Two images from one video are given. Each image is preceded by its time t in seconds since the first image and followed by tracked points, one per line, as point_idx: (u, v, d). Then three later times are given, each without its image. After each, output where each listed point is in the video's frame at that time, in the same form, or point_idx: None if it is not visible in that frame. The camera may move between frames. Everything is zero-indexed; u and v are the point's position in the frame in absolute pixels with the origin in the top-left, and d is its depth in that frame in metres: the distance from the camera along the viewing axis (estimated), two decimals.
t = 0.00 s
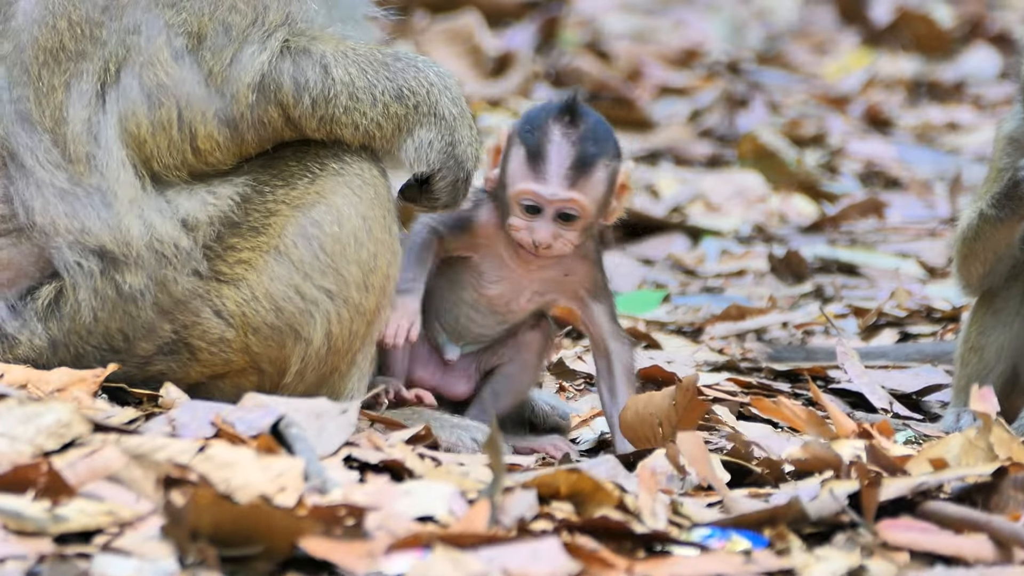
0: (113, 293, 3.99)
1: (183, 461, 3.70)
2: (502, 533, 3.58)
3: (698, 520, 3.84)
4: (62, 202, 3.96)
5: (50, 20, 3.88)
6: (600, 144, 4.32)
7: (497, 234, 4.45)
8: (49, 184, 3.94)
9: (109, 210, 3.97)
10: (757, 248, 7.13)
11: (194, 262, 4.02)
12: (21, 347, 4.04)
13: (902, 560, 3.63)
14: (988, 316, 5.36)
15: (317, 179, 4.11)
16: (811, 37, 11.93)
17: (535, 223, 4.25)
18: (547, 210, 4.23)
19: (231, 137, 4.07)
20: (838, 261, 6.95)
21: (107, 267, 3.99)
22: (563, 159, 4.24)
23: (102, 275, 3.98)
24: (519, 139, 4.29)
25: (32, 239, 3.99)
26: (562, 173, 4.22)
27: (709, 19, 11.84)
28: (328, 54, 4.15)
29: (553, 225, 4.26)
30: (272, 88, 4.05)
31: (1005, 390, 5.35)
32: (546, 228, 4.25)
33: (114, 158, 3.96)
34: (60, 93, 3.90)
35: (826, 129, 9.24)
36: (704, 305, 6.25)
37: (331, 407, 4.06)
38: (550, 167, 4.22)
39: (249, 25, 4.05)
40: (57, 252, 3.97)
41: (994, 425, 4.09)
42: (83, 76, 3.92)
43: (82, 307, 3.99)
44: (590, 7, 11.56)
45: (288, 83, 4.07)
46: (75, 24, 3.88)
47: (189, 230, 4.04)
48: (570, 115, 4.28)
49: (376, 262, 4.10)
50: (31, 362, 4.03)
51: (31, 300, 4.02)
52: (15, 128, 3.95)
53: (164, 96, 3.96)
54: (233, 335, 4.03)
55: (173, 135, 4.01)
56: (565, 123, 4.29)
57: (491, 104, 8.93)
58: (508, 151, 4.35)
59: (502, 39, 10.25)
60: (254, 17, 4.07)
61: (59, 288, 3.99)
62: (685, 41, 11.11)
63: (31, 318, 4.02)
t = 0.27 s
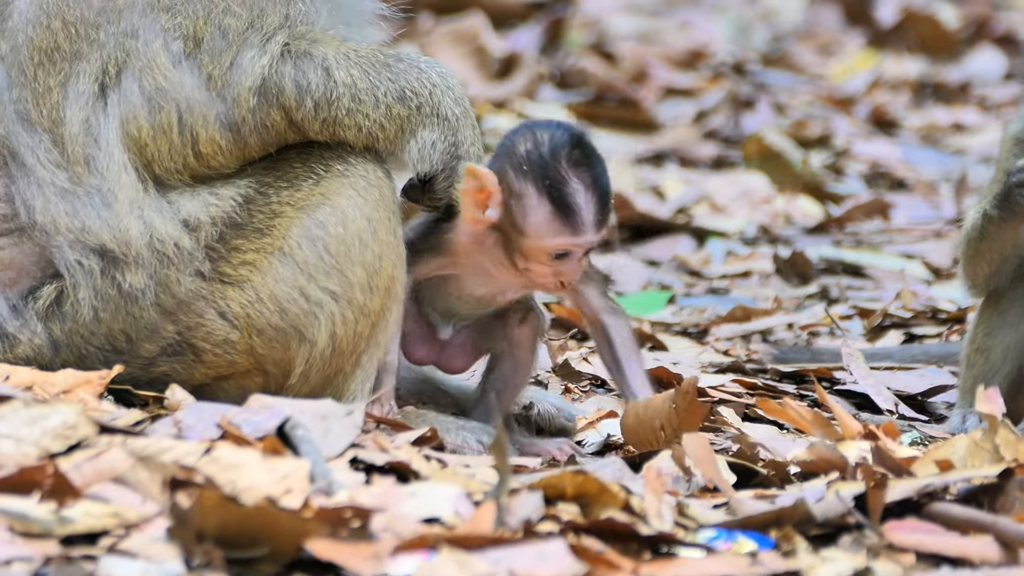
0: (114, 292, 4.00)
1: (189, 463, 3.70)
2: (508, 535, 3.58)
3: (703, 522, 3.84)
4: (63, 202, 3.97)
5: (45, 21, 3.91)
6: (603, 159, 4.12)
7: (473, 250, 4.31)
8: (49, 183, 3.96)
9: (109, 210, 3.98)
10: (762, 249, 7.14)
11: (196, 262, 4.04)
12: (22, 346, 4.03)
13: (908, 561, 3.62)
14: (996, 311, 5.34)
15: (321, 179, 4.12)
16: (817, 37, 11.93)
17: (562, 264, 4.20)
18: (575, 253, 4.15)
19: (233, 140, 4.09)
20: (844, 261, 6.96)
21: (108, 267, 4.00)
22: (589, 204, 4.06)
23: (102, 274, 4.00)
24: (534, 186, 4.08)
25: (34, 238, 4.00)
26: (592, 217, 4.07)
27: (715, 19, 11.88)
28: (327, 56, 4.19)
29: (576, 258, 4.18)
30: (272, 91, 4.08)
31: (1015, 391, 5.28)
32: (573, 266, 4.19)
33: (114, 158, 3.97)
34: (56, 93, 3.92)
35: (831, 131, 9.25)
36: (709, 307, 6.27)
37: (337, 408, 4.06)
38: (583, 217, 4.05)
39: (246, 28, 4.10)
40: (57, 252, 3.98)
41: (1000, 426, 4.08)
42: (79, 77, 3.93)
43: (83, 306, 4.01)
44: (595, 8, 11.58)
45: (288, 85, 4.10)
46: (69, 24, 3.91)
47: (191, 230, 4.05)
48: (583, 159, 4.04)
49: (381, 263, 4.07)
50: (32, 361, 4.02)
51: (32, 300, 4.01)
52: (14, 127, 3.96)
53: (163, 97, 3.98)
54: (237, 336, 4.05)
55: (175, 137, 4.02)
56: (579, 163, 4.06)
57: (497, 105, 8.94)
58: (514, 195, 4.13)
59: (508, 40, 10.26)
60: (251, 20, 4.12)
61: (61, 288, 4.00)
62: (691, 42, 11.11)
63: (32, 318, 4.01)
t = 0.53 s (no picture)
0: (119, 294, 4.01)
1: (193, 465, 3.70)
2: (512, 536, 3.58)
3: (708, 525, 3.84)
4: (68, 203, 3.98)
5: (50, 23, 3.92)
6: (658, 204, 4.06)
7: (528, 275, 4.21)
8: (54, 184, 3.97)
9: (114, 211, 4.00)
10: (767, 251, 7.15)
11: (201, 264, 4.04)
12: (26, 347, 4.03)
13: (913, 564, 3.62)
14: (1002, 317, 5.30)
15: (327, 180, 4.14)
16: (821, 39, 11.94)
17: (600, 297, 4.10)
18: (614, 288, 4.04)
19: (238, 142, 4.10)
20: (848, 262, 6.97)
21: (113, 268, 4.01)
22: (636, 243, 3.98)
23: (107, 276, 4.01)
24: (583, 216, 4.00)
25: (38, 239, 4.00)
26: (637, 257, 3.98)
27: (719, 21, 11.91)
28: (334, 60, 4.21)
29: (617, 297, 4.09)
30: (278, 94, 4.10)
31: None
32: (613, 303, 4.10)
33: (118, 160, 3.99)
34: (62, 95, 3.94)
35: (836, 133, 9.26)
36: (714, 309, 6.27)
37: (342, 410, 4.06)
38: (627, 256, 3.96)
39: (253, 31, 4.11)
40: (62, 253, 3.99)
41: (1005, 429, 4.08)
42: (85, 80, 3.95)
43: (87, 307, 4.01)
44: (599, 10, 11.60)
45: (294, 88, 4.11)
46: (75, 26, 3.93)
47: (196, 232, 4.06)
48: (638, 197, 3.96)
49: (387, 266, 4.08)
50: (36, 362, 4.03)
51: (37, 300, 4.01)
52: (19, 129, 3.98)
53: (168, 100, 3.99)
54: (242, 337, 4.05)
55: (179, 140, 4.03)
56: (632, 198, 3.99)
57: (502, 108, 8.95)
58: (563, 222, 4.04)
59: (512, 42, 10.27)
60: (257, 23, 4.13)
61: (65, 289, 4.01)
62: (695, 44, 11.12)
63: (35, 319, 4.02)
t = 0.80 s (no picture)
0: (125, 296, 4.02)
1: (199, 467, 3.70)
2: (518, 539, 3.58)
3: (714, 527, 3.84)
4: (73, 205, 3.99)
5: (56, 25, 3.91)
6: (617, 196, 4.13)
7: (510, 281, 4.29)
8: (60, 186, 3.97)
9: (120, 213, 4.01)
10: (773, 254, 7.15)
11: (207, 266, 4.04)
12: (31, 348, 4.01)
13: (918, 566, 3.62)
14: (1002, 319, 5.26)
15: (334, 182, 4.14)
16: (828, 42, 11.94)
17: (555, 282, 4.08)
18: (565, 268, 4.05)
19: (245, 144, 4.12)
20: (854, 265, 6.97)
21: (119, 271, 4.02)
22: (583, 218, 4.04)
23: (113, 278, 4.01)
24: (534, 198, 4.10)
25: (43, 240, 3.99)
26: (584, 233, 4.03)
27: (724, 23, 11.91)
28: (341, 62, 4.21)
29: (572, 283, 4.08)
30: (285, 96, 4.11)
31: None
32: (566, 288, 4.08)
33: (123, 162, 4.00)
34: (67, 97, 3.94)
35: (841, 136, 9.25)
36: (720, 311, 6.27)
37: (348, 412, 4.05)
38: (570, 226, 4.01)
39: (260, 34, 4.12)
40: (68, 255, 3.99)
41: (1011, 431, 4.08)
42: (91, 82, 3.95)
43: (93, 309, 4.01)
44: (605, 12, 11.58)
45: (300, 89, 4.12)
46: (81, 29, 3.92)
47: (202, 235, 4.06)
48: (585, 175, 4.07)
49: (393, 267, 4.08)
50: (41, 363, 4.01)
51: (42, 302, 4.01)
52: (25, 131, 3.96)
53: (174, 102, 4.02)
54: (248, 339, 4.05)
55: (184, 142, 4.06)
56: (582, 180, 4.10)
57: (509, 109, 8.95)
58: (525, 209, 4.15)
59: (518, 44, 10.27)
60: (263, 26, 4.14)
61: (70, 291, 4.00)
62: (701, 46, 11.11)
63: (41, 321, 4.01)
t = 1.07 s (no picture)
0: (130, 297, 4.02)
1: (203, 470, 3.71)
2: (522, 543, 3.59)
3: (717, 530, 3.84)
4: (79, 206, 3.99)
5: (58, 27, 3.92)
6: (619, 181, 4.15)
7: (533, 288, 4.25)
8: (65, 188, 3.98)
9: (125, 215, 4.02)
10: (777, 258, 7.16)
11: (212, 267, 4.06)
12: (37, 350, 4.02)
13: (921, 570, 3.63)
14: (1004, 320, 5.27)
15: (340, 186, 4.19)
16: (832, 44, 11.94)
17: (547, 250, 4.06)
18: (556, 232, 4.05)
19: (253, 150, 4.18)
20: (858, 269, 6.98)
21: (124, 272, 4.03)
22: (577, 189, 4.08)
23: (118, 280, 4.02)
24: (537, 176, 4.15)
25: (49, 242, 4.00)
26: (574, 199, 4.06)
27: (728, 27, 11.92)
28: (349, 64, 4.28)
29: (563, 253, 4.07)
30: (292, 100, 4.18)
31: None
32: (557, 254, 4.04)
33: (129, 164, 4.01)
34: (71, 99, 3.95)
35: (845, 140, 9.25)
36: (723, 314, 6.28)
37: (351, 415, 4.06)
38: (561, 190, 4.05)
39: (259, 38, 4.14)
40: (73, 257, 3.99)
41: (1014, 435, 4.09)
42: (95, 83, 3.97)
43: (98, 311, 4.02)
44: (608, 16, 11.59)
45: (306, 95, 4.19)
46: (82, 31, 3.94)
47: (207, 236, 4.09)
48: (587, 153, 4.13)
49: (398, 271, 4.17)
50: (47, 365, 4.01)
51: (47, 304, 4.01)
52: (28, 134, 3.97)
53: (180, 105, 4.04)
54: (252, 342, 4.06)
55: (192, 146, 4.09)
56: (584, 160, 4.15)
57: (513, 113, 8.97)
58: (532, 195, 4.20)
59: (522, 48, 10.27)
60: (266, 29, 4.15)
61: (76, 293, 4.01)
62: (705, 50, 11.12)
63: (47, 322, 4.01)
